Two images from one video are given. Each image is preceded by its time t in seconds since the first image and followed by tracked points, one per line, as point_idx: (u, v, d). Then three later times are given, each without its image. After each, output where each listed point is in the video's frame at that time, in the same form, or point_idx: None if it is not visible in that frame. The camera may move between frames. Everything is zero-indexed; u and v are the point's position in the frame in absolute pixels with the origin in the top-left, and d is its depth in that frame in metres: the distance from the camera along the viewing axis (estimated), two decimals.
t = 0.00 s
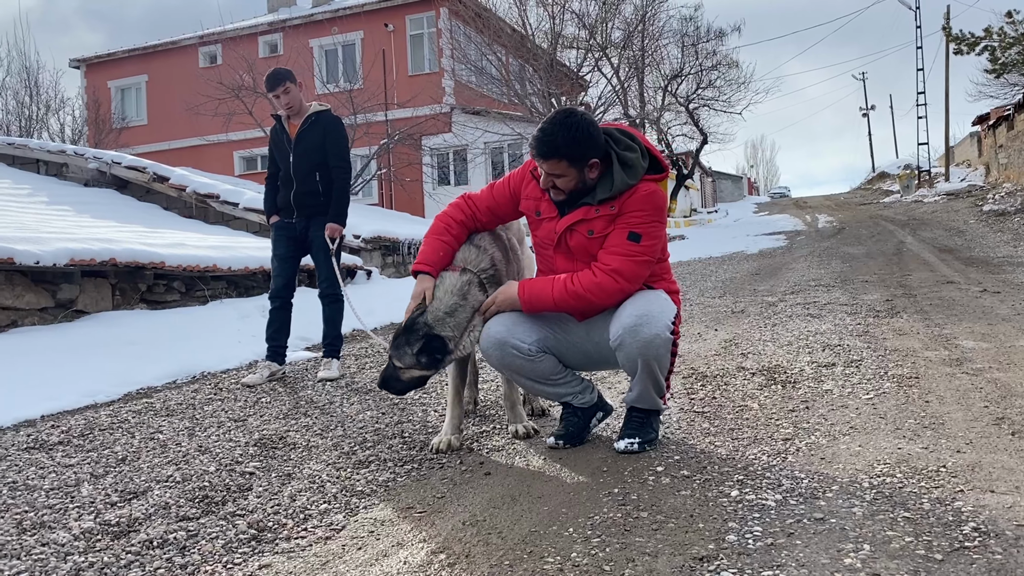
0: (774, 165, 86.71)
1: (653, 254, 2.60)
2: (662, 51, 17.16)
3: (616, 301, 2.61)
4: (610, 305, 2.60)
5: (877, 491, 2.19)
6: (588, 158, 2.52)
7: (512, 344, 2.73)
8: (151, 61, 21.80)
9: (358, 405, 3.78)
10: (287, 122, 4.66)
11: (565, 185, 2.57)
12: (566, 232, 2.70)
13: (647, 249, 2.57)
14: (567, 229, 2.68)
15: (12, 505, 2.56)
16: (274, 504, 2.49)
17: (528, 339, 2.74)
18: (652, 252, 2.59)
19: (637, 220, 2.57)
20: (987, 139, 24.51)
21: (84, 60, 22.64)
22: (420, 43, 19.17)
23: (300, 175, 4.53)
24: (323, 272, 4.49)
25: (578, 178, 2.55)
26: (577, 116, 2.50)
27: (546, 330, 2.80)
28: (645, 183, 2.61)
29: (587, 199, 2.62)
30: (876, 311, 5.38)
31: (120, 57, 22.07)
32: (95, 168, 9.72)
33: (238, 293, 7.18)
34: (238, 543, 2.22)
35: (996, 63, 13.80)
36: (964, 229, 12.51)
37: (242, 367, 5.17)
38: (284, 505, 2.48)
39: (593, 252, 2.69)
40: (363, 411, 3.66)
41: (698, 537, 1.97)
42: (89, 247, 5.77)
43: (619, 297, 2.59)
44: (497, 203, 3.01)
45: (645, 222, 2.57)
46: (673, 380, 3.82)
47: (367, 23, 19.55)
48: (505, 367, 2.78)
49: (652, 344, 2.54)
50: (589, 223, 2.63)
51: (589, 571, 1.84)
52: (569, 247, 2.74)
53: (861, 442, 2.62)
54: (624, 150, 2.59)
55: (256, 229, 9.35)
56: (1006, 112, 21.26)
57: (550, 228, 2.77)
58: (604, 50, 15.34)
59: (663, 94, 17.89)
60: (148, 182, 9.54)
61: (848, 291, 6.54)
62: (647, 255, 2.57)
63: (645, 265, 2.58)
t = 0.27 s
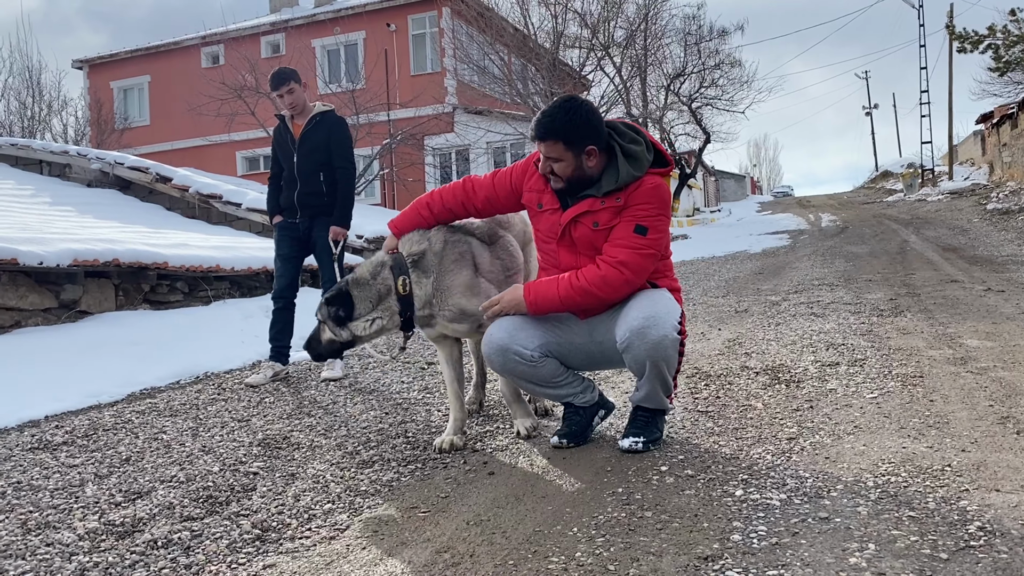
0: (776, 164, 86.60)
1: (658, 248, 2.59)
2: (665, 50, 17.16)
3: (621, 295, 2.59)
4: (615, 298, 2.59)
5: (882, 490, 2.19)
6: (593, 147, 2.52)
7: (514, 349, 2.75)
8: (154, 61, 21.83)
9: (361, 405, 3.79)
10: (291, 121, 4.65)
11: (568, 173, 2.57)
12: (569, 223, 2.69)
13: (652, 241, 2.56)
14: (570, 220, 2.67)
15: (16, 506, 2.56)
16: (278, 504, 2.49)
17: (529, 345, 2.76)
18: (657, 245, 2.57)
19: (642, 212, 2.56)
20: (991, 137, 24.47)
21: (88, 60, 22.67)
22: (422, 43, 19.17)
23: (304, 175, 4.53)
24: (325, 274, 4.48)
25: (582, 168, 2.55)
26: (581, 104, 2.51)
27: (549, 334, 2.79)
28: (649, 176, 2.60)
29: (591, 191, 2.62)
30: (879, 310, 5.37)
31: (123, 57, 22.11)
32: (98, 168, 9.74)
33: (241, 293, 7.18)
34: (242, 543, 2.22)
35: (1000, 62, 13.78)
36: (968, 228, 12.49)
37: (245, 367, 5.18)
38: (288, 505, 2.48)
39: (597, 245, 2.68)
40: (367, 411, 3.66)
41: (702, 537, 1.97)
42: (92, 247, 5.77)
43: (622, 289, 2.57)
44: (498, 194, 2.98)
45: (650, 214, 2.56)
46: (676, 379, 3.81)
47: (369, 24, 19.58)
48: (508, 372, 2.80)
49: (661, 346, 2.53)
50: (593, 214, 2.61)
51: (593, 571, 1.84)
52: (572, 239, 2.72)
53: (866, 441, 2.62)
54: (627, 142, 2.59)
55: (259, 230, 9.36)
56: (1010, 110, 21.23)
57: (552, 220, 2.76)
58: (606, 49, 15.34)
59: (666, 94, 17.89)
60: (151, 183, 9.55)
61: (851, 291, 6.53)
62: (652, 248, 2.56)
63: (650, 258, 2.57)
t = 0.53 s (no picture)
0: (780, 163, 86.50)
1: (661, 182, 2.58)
2: (668, 49, 17.14)
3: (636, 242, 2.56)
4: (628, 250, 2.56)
5: (890, 488, 2.18)
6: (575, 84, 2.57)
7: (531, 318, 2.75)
8: (157, 62, 21.86)
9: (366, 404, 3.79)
10: (299, 121, 4.65)
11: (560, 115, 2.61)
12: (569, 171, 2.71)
13: (655, 177, 2.55)
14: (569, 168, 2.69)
15: (23, 505, 2.57)
16: (284, 503, 2.50)
17: (551, 315, 2.76)
18: (661, 182, 2.56)
19: (639, 146, 2.56)
20: (995, 135, 24.43)
21: (91, 61, 22.70)
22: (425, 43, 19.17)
23: (312, 174, 4.53)
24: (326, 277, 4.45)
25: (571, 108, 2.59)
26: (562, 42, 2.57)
27: (567, 305, 2.83)
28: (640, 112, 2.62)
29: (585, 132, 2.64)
30: (884, 309, 5.36)
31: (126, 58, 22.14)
32: (102, 169, 9.75)
33: (245, 293, 7.19)
34: (249, 543, 2.22)
35: (1004, 60, 13.74)
36: (972, 227, 12.46)
37: (249, 367, 5.18)
38: (294, 505, 2.48)
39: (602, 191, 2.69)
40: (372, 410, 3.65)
41: (709, 536, 1.97)
42: (96, 248, 5.78)
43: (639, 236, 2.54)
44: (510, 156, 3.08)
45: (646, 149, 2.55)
46: (681, 379, 3.81)
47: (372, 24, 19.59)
48: (527, 345, 2.77)
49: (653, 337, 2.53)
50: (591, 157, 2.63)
51: (600, 570, 1.84)
52: (574, 186, 2.74)
53: (872, 440, 2.62)
54: (611, 78, 2.62)
55: (263, 230, 9.37)
56: (1014, 109, 21.20)
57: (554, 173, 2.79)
58: (609, 48, 15.32)
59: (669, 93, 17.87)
60: (154, 183, 9.56)
61: (855, 289, 6.52)
62: (657, 185, 2.54)
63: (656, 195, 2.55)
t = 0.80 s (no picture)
0: (783, 162, 86.41)
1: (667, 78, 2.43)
2: (670, 49, 17.13)
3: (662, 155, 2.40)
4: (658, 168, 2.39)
5: (895, 488, 2.18)
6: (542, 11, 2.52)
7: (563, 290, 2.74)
8: (160, 62, 21.89)
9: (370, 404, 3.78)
10: (308, 121, 4.64)
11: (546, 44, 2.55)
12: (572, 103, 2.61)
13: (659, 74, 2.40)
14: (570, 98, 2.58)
15: (28, 505, 2.57)
16: (289, 503, 2.50)
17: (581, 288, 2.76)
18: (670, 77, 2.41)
19: (631, 47, 2.43)
20: (999, 134, 24.39)
21: (94, 62, 22.73)
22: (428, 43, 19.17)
23: (321, 174, 4.52)
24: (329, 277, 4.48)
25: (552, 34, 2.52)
26: None
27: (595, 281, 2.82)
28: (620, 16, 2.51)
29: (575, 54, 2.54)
30: (888, 307, 5.35)
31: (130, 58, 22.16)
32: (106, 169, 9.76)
33: (249, 293, 7.20)
34: (254, 542, 2.22)
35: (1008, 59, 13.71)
36: (976, 226, 12.44)
37: (254, 367, 5.18)
38: (299, 504, 2.48)
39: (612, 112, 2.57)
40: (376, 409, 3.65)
41: (715, 535, 1.97)
42: (100, 248, 5.78)
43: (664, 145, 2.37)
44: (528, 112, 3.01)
45: (640, 47, 2.41)
46: (685, 378, 3.80)
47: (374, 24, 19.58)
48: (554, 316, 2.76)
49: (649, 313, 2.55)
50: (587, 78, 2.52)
51: (606, 570, 1.84)
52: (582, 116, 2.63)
53: (877, 439, 2.61)
54: None
55: (266, 230, 9.37)
56: (1018, 107, 21.17)
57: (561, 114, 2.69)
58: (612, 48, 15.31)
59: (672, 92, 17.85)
60: (158, 183, 9.58)
61: (859, 288, 6.52)
62: (665, 81, 2.39)
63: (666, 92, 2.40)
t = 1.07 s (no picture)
0: (785, 162, 86.29)
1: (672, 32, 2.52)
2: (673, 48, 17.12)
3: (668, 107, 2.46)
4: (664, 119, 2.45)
5: (899, 488, 2.18)
6: None
7: (598, 273, 2.85)
8: (163, 63, 21.91)
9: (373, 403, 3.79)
10: (316, 121, 4.63)
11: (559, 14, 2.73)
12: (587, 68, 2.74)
13: (663, 28, 2.50)
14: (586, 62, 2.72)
15: (34, 505, 2.58)
16: (293, 502, 2.50)
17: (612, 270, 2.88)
18: (672, 30, 2.51)
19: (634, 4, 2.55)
20: (1003, 133, 24.33)
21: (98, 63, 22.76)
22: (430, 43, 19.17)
23: (330, 176, 4.54)
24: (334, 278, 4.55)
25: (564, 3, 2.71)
26: None
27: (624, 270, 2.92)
28: None
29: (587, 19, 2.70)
30: (891, 307, 5.34)
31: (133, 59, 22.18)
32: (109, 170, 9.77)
33: (252, 293, 7.21)
34: (258, 542, 2.23)
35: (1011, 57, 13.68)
36: (979, 226, 12.40)
37: (258, 367, 5.19)
38: (303, 504, 2.49)
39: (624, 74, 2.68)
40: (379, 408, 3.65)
41: (719, 535, 1.97)
42: (104, 248, 5.80)
43: (670, 94, 2.44)
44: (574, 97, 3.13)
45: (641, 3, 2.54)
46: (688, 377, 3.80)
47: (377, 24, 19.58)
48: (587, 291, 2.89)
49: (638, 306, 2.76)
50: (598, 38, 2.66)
51: (609, 570, 1.84)
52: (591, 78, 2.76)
53: (881, 438, 2.61)
54: None
55: (269, 230, 9.38)
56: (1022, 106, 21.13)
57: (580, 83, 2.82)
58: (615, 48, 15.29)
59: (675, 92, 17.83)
60: (161, 184, 9.59)
61: (862, 288, 6.51)
62: (665, 34, 2.48)
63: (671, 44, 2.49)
